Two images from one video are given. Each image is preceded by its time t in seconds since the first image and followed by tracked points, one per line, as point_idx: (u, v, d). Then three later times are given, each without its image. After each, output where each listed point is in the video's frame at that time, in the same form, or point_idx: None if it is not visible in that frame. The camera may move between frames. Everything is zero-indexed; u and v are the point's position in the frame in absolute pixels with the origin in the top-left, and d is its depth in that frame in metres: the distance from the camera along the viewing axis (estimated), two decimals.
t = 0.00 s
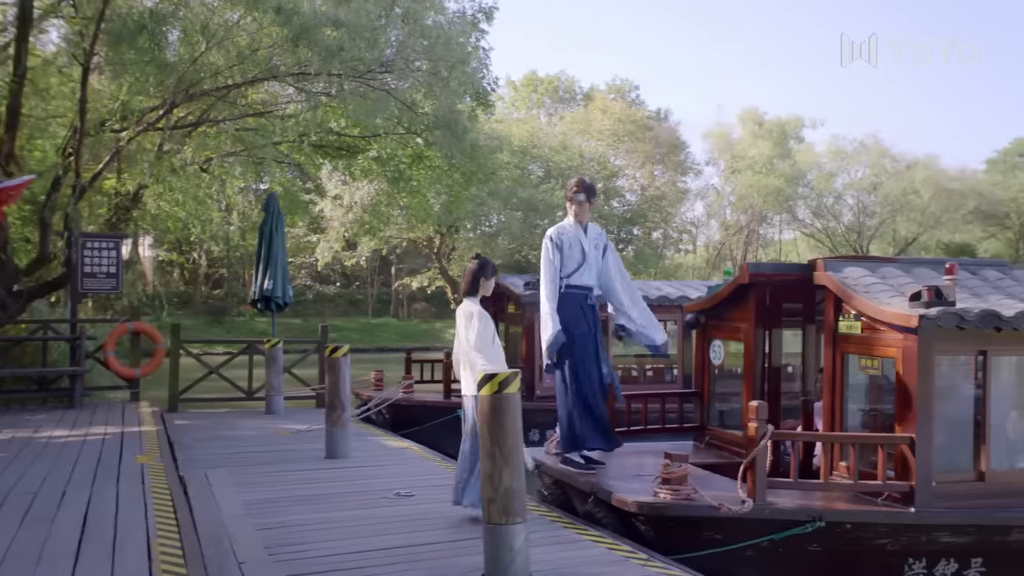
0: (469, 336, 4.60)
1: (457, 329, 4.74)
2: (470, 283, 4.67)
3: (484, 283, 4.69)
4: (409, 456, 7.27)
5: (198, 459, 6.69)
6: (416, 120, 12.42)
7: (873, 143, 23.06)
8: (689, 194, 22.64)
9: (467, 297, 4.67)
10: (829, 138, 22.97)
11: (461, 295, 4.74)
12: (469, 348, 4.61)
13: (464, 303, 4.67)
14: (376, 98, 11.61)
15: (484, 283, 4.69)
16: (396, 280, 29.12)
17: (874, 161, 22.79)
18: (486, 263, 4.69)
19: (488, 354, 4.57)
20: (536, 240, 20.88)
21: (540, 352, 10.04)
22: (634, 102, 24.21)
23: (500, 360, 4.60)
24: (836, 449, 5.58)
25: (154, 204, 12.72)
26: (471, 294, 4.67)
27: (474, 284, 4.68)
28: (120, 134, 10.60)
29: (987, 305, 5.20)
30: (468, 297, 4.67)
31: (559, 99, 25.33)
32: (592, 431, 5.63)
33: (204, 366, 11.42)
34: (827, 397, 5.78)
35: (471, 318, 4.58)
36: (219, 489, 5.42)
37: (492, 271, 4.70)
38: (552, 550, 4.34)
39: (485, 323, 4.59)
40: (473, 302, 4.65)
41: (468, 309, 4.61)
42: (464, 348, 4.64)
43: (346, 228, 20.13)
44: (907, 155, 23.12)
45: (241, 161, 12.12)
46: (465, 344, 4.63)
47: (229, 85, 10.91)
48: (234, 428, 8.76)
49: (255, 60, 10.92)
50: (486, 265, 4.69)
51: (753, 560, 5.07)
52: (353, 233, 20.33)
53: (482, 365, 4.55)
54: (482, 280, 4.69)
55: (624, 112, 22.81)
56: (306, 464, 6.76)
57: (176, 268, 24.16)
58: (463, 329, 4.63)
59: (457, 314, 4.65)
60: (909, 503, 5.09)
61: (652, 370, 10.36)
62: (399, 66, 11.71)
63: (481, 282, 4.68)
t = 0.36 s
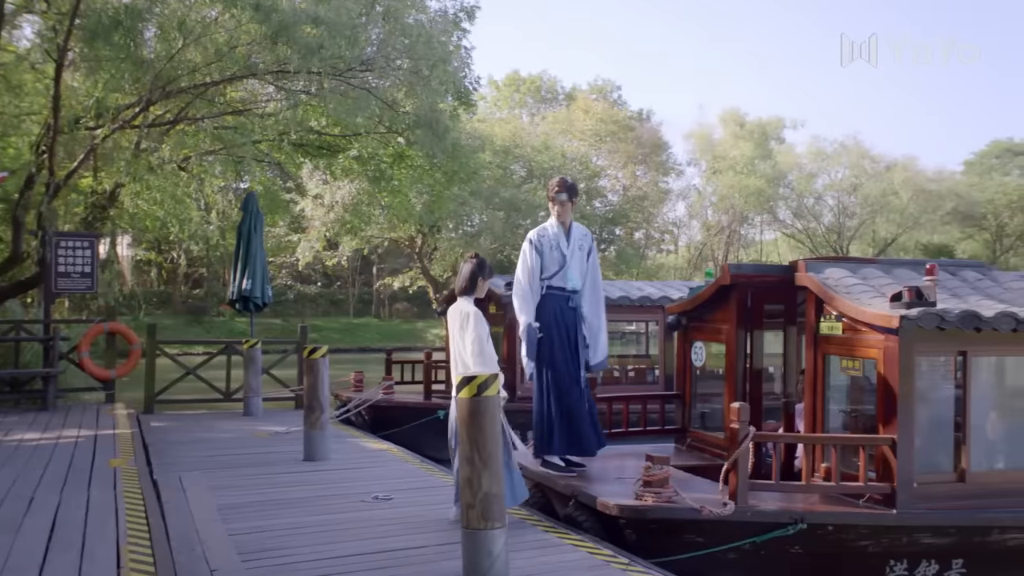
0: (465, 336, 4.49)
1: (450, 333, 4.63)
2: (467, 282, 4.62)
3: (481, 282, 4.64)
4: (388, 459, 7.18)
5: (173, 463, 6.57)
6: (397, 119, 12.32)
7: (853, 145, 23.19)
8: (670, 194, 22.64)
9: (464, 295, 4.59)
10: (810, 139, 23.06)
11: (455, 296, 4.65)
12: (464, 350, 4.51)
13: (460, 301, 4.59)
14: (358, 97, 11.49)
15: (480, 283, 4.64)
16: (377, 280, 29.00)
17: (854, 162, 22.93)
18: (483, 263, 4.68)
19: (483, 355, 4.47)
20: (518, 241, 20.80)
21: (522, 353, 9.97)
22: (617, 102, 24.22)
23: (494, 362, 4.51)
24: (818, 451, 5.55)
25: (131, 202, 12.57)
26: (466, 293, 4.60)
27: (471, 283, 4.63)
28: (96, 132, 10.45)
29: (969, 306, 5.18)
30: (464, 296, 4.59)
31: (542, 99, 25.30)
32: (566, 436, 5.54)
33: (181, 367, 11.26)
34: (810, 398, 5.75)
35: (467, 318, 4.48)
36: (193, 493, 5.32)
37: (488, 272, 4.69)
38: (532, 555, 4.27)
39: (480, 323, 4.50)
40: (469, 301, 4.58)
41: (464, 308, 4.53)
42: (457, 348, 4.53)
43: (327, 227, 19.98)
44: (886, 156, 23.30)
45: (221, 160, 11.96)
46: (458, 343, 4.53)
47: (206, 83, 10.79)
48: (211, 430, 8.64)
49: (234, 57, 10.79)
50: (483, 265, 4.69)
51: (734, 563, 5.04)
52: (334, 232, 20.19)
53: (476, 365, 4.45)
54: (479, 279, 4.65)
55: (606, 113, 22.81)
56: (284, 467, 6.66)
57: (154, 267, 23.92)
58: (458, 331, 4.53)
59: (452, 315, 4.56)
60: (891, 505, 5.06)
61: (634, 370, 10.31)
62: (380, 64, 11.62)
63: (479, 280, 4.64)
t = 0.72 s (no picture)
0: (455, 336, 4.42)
1: (439, 334, 4.55)
2: (457, 282, 4.54)
3: (470, 282, 4.57)
4: (371, 461, 7.09)
5: (152, 466, 6.47)
6: (380, 117, 12.23)
7: (837, 145, 23.27)
8: (655, 195, 22.66)
9: (453, 295, 4.52)
10: (794, 140, 23.13)
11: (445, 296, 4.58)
12: (456, 351, 4.42)
13: (450, 301, 4.50)
14: (343, 96, 11.38)
15: (469, 282, 4.56)
16: (362, 280, 28.85)
17: (838, 163, 23.02)
18: (473, 262, 4.61)
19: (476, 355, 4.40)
20: (503, 241, 20.71)
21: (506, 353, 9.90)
22: (602, 102, 24.22)
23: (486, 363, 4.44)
24: (803, 453, 5.52)
25: (111, 202, 12.46)
26: (456, 292, 4.53)
27: (460, 282, 4.55)
28: (74, 130, 10.30)
29: (954, 307, 5.16)
30: (454, 297, 4.52)
31: (527, 99, 25.25)
32: (545, 438, 5.50)
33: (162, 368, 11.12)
34: (795, 399, 5.73)
35: (459, 318, 4.40)
36: (171, 497, 5.23)
37: (477, 271, 4.61)
38: (516, 560, 4.22)
39: (471, 323, 4.41)
40: (460, 301, 4.50)
41: (453, 308, 4.45)
42: (449, 349, 4.45)
43: (312, 227, 19.83)
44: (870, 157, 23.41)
45: (204, 160, 11.82)
46: (450, 344, 4.45)
47: (187, 81, 10.68)
48: (192, 432, 8.53)
49: (216, 55, 10.66)
50: (472, 263, 4.60)
51: (720, 566, 5.00)
52: (318, 232, 20.06)
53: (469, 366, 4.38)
54: (467, 279, 4.57)
55: (592, 113, 22.78)
56: (265, 469, 6.57)
57: (136, 267, 23.70)
58: (449, 331, 4.46)
59: (442, 315, 4.48)
60: (877, 507, 5.04)
61: (620, 371, 10.27)
62: (364, 63, 11.51)
63: (467, 280, 4.56)
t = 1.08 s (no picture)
0: (436, 338, 4.36)
1: (421, 334, 4.48)
2: (438, 282, 4.47)
3: (451, 282, 4.51)
4: (356, 463, 7.02)
5: (132, 468, 6.38)
6: (365, 116, 12.16)
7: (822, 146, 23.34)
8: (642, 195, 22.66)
9: (434, 296, 4.46)
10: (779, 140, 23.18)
11: (427, 297, 4.51)
12: (436, 353, 4.35)
13: (432, 302, 4.44)
14: (328, 95, 11.27)
15: (451, 283, 4.50)
16: (348, 280, 28.72)
17: (822, 164, 23.09)
18: (455, 263, 4.54)
19: (457, 357, 4.33)
20: (490, 241, 20.64)
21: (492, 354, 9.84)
22: (588, 103, 24.20)
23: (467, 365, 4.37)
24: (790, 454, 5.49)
25: (92, 200, 12.35)
26: (437, 294, 4.46)
27: (442, 283, 4.49)
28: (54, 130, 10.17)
29: (941, 307, 5.15)
30: (435, 298, 4.46)
31: (514, 99, 25.20)
32: (530, 439, 5.44)
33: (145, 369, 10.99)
34: (782, 400, 5.70)
35: (441, 320, 4.34)
36: (152, 500, 5.15)
37: (460, 272, 4.55)
38: (501, 564, 4.16)
39: (453, 325, 4.34)
40: (441, 303, 4.43)
41: (436, 309, 4.39)
42: (429, 349, 4.39)
43: (297, 227, 19.70)
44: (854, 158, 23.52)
45: (189, 159, 11.69)
46: (431, 345, 4.39)
47: (169, 79, 10.58)
48: (174, 434, 8.42)
49: (199, 53, 10.58)
50: (454, 264, 4.54)
51: (707, 568, 4.96)
52: (304, 232, 19.94)
53: (448, 368, 4.31)
54: (450, 279, 4.51)
55: (578, 113, 22.75)
56: (248, 472, 6.49)
57: (119, 267, 23.48)
58: (431, 332, 4.39)
59: (424, 315, 4.42)
60: (865, 509, 5.02)
61: (606, 371, 10.23)
62: (349, 62, 11.39)
63: (449, 280, 4.50)
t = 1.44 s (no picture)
0: (421, 340, 4.29)
1: (406, 336, 4.42)
2: (421, 284, 4.41)
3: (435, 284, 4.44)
4: (342, 466, 6.95)
5: (114, 472, 6.29)
6: (352, 115, 12.09)
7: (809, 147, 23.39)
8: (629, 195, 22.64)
9: (419, 299, 4.40)
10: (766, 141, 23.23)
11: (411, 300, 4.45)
12: (422, 356, 4.29)
13: (417, 304, 4.38)
14: (314, 95, 11.16)
15: (435, 284, 4.42)
16: (335, 280, 28.59)
17: (809, 164, 23.15)
18: (437, 263, 4.47)
19: (442, 359, 4.26)
20: (477, 241, 20.57)
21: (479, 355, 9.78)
22: (576, 103, 24.18)
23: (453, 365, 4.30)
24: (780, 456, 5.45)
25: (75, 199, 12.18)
26: (421, 295, 4.40)
27: (426, 285, 4.42)
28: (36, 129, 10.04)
29: (931, 309, 5.12)
30: (419, 300, 4.40)
31: (502, 99, 25.13)
32: (520, 442, 5.38)
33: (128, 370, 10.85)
34: (772, 402, 5.66)
35: (425, 322, 4.27)
36: (134, 505, 5.06)
37: (443, 272, 4.49)
38: (489, 569, 4.11)
39: (438, 326, 4.28)
40: (426, 305, 4.37)
41: (420, 311, 4.32)
42: (415, 353, 4.33)
43: (283, 227, 19.56)
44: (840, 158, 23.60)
45: (173, 159, 11.56)
46: (416, 347, 4.33)
47: (154, 77, 10.49)
48: (158, 436, 8.32)
49: (183, 51, 10.49)
50: (436, 265, 4.48)
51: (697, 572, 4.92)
52: (290, 232, 19.81)
53: (434, 370, 4.24)
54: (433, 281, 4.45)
55: (566, 113, 22.71)
56: (233, 475, 6.41)
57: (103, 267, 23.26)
58: (415, 334, 4.33)
59: (409, 318, 4.36)
60: (855, 512, 4.99)
61: (594, 372, 10.20)
62: (336, 61, 11.26)
63: (432, 282, 4.44)
